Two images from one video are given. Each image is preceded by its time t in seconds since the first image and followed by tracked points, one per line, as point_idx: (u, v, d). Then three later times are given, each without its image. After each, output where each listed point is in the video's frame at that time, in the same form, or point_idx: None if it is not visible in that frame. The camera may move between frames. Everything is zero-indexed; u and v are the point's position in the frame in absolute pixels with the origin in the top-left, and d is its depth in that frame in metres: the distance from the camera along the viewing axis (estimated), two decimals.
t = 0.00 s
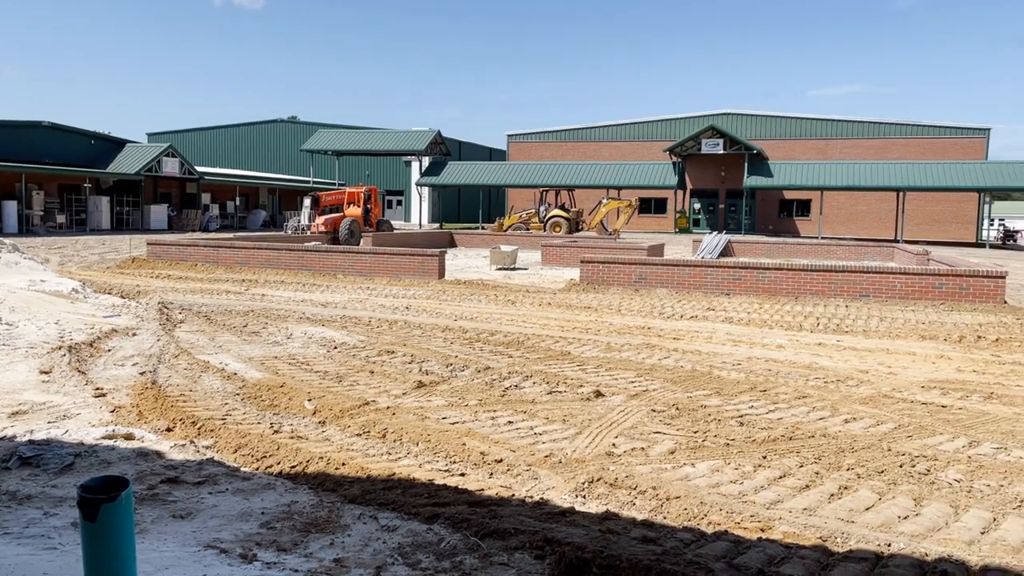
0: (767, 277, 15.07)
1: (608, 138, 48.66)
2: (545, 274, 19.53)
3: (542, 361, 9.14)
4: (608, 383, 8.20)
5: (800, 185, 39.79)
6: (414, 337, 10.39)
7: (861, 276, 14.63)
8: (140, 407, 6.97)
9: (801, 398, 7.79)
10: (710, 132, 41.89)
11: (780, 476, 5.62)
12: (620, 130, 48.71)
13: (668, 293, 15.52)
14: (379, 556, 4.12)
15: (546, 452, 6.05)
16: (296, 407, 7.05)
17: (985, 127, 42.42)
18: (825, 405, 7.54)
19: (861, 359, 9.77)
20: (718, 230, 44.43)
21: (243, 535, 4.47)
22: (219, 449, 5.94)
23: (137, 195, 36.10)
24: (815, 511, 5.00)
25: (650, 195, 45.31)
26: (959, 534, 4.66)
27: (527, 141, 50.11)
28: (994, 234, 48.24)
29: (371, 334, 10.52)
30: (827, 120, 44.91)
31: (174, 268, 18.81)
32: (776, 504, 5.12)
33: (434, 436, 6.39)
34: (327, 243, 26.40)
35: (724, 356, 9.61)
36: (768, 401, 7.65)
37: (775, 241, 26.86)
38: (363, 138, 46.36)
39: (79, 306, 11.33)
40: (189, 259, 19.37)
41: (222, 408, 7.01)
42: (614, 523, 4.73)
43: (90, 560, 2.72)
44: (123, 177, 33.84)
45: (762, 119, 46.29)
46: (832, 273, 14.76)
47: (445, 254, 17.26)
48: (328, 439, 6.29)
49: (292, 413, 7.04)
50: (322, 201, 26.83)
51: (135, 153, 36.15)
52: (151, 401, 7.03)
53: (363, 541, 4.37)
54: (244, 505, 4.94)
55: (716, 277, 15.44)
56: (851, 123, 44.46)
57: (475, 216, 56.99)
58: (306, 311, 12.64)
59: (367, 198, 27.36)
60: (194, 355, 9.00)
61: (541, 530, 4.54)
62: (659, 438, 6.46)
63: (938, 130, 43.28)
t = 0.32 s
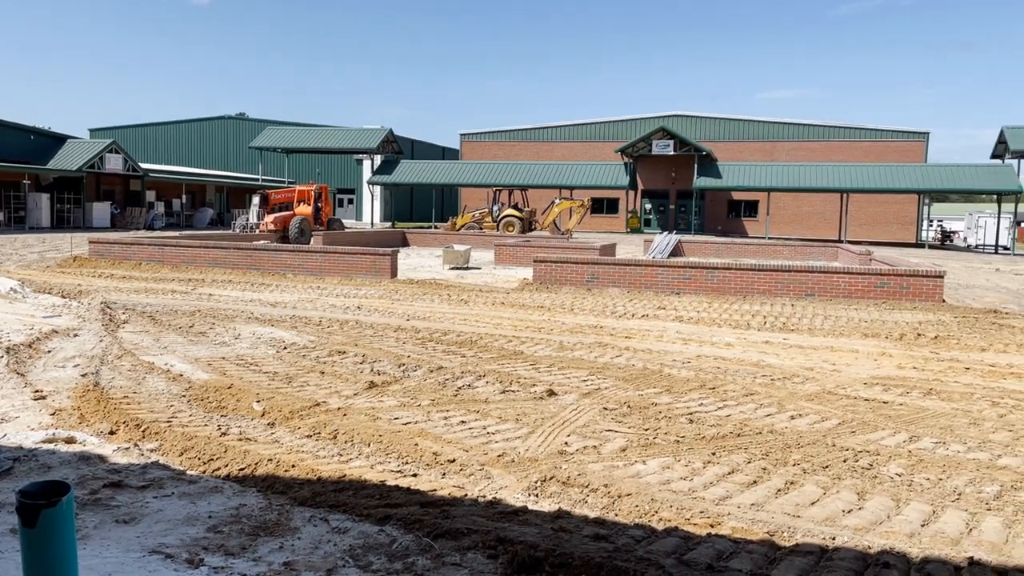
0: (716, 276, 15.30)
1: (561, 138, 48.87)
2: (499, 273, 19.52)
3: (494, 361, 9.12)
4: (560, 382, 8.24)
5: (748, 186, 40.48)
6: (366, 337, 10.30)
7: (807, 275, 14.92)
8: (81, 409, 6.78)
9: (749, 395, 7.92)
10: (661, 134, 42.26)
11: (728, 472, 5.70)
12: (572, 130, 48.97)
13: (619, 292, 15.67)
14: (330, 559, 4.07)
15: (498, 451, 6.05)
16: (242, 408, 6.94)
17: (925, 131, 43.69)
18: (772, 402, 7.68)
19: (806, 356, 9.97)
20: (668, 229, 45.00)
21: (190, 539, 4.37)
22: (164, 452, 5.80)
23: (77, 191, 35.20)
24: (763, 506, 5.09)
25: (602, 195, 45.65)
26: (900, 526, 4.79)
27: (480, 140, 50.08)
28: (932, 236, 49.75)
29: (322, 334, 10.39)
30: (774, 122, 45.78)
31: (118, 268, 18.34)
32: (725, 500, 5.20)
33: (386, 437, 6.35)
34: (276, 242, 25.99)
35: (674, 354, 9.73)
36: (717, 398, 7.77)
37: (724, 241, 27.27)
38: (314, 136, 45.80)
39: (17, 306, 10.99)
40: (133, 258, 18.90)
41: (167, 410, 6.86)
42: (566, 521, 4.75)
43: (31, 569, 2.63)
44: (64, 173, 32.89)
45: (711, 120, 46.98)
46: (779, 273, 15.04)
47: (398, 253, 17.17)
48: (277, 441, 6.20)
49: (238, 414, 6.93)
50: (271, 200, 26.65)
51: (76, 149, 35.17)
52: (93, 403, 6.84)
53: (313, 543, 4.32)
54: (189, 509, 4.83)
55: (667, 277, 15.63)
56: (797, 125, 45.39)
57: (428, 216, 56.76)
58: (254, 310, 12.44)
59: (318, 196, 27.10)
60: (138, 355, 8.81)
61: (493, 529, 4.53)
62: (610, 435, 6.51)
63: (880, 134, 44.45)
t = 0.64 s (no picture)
0: (671, 276, 15.49)
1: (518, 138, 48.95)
2: (455, 273, 19.50)
3: (451, 360, 9.09)
4: (516, 381, 8.25)
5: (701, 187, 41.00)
6: (320, 337, 10.21)
7: (758, 275, 15.16)
8: (25, 413, 6.58)
9: (702, 392, 8.03)
10: (617, 134, 42.55)
11: (682, 469, 5.77)
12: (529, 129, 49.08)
13: (576, 291, 15.76)
14: (283, 561, 4.02)
15: (454, 452, 6.03)
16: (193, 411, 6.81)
17: (872, 134, 44.73)
18: (724, 400, 7.79)
19: (758, 355, 10.14)
20: (624, 229, 45.41)
21: (139, 545, 4.28)
22: (111, 456, 5.67)
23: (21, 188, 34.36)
24: (715, 503, 5.16)
25: (558, 195, 45.85)
26: (848, 521, 4.90)
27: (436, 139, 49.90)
28: (880, 236, 50.98)
29: (275, 334, 10.27)
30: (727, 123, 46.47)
31: (63, 267, 17.83)
32: (679, 497, 5.26)
33: (341, 438, 6.29)
34: (228, 241, 25.67)
35: (630, 353, 9.81)
36: (671, 396, 7.86)
37: (678, 241, 27.58)
38: (267, 133, 45.13)
39: None
40: (79, 257, 18.47)
41: (115, 412, 6.71)
42: (523, 521, 4.76)
43: None
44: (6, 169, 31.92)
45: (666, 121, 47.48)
46: (732, 272, 15.26)
47: (352, 253, 17.05)
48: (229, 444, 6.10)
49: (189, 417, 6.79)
50: (223, 198, 26.38)
51: (18, 145, 34.12)
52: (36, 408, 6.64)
53: (266, 547, 4.26)
54: (138, 513, 4.73)
55: (623, 276, 15.77)
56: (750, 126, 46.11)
57: (384, 215, 56.44)
58: (205, 310, 12.23)
59: (270, 195, 26.81)
60: (84, 357, 8.59)
61: (450, 530, 4.52)
62: (566, 434, 6.54)
63: (829, 136, 45.39)
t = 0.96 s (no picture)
0: (621, 275, 15.62)
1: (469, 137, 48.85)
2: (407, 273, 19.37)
3: (402, 360, 9.04)
4: (468, 381, 8.23)
5: (651, 188, 41.44)
6: (269, 337, 10.06)
7: (707, 274, 15.39)
8: None
9: (652, 391, 8.11)
10: (569, 134, 42.76)
11: (632, 467, 5.83)
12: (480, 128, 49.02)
13: (527, 290, 15.79)
14: (229, 566, 3.94)
15: (405, 452, 5.99)
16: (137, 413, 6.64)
17: (816, 137, 45.74)
18: (675, 397, 7.89)
19: (706, 353, 10.28)
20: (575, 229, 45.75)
21: (80, 550, 4.16)
22: (51, 461, 5.49)
23: None
24: (665, 500, 5.22)
25: (510, 195, 45.92)
26: (794, 516, 5.00)
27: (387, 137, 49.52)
28: (824, 235, 52.23)
29: (222, 335, 10.09)
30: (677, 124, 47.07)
31: None
32: (630, 494, 5.30)
33: (290, 440, 6.20)
34: (173, 240, 25.09)
35: (581, 352, 9.86)
36: (622, 394, 7.92)
37: (628, 241, 27.86)
38: (214, 130, 44.29)
39: None
40: (16, 257, 17.88)
41: (54, 415, 6.51)
42: (474, 520, 4.75)
43: None
44: None
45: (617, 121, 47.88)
46: (681, 272, 15.47)
47: (302, 252, 16.81)
48: (174, 446, 5.97)
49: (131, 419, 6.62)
50: (168, 195, 25.87)
51: None
52: None
53: (213, 552, 4.17)
54: (79, 519, 4.59)
55: (574, 276, 15.85)
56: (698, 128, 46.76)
57: (333, 214, 55.93)
58: (149, 310, 11.96)
59: (217, 192, 26.38)
60: (21, 359, 8.31)
61: (401, 531, 4.49)
62: (518, 433, 6.55)
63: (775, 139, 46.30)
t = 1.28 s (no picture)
0: (573, 275, 15.74)
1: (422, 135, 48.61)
2: (358, 272, 19.22)
3: (354, 360, 8.96)
4: (421, 380, 8.19)
5: (603, 188, 41.74)
6: (216, 338, 9.89)
7: (657, 273, 15.57)
8: None
9: (604, 389, 8.18)
10: (521, 134, 42.85)
11: (585, 465, 5.86)
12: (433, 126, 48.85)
13: (480, 290, 15.79)
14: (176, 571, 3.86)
15: (357, 453, 5.94)
16: (79, 416, 6.46)
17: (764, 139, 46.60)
18: (626, 396, 7.97)
19: (657, 351, 10.41)
20: (528, 229, 45.90)
21: (18, 558, 4.02)
22: None
23: None
24: (617, 497, 5.27)
25: (463, 194, 45.85)
26: (742, 511, 5.08)
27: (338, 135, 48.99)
28: (771, 235, 53.30)
29: (168, 335, 9.89)
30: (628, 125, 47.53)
31: None
32: (582, 492, 5.34)
33: (238, 442, 6.10)
34: (117, 238, 24.48)
35: (534, 351, 9.90)
36: (575, 393, 7.96)
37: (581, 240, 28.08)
38: (159, 125, 43.31)
39: None
40: None
41: None
42: (426, 521, 4.73)
43: None
44: None
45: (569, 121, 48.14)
46: (632, 271, 15.62)
47: (250, 251, 16.53)
48: (118, 450, 5.82)
49: (72, 423, 6.44)
50: (111, 193, 25.24)
51: None
52: None
53: (158, 557, 4.08)
54: (16, 525, 4.44)
55: (526, 275, 15.95)
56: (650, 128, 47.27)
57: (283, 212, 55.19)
58: (92, 310, 11.65)
59: (162, 190, 25.99)
60: None
61: (352, 533, 4.45)
62: (471, 433, 6.54)
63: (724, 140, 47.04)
